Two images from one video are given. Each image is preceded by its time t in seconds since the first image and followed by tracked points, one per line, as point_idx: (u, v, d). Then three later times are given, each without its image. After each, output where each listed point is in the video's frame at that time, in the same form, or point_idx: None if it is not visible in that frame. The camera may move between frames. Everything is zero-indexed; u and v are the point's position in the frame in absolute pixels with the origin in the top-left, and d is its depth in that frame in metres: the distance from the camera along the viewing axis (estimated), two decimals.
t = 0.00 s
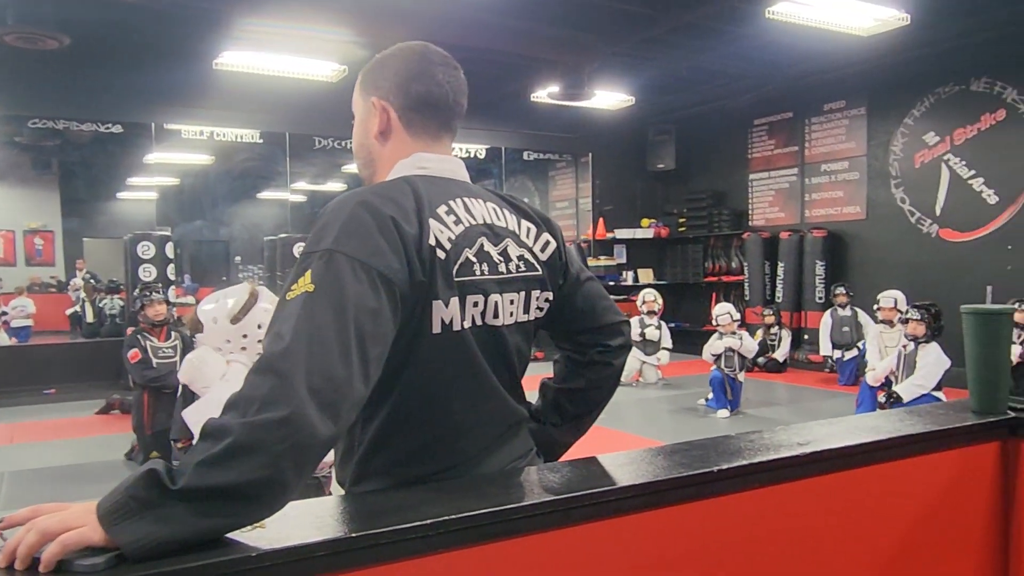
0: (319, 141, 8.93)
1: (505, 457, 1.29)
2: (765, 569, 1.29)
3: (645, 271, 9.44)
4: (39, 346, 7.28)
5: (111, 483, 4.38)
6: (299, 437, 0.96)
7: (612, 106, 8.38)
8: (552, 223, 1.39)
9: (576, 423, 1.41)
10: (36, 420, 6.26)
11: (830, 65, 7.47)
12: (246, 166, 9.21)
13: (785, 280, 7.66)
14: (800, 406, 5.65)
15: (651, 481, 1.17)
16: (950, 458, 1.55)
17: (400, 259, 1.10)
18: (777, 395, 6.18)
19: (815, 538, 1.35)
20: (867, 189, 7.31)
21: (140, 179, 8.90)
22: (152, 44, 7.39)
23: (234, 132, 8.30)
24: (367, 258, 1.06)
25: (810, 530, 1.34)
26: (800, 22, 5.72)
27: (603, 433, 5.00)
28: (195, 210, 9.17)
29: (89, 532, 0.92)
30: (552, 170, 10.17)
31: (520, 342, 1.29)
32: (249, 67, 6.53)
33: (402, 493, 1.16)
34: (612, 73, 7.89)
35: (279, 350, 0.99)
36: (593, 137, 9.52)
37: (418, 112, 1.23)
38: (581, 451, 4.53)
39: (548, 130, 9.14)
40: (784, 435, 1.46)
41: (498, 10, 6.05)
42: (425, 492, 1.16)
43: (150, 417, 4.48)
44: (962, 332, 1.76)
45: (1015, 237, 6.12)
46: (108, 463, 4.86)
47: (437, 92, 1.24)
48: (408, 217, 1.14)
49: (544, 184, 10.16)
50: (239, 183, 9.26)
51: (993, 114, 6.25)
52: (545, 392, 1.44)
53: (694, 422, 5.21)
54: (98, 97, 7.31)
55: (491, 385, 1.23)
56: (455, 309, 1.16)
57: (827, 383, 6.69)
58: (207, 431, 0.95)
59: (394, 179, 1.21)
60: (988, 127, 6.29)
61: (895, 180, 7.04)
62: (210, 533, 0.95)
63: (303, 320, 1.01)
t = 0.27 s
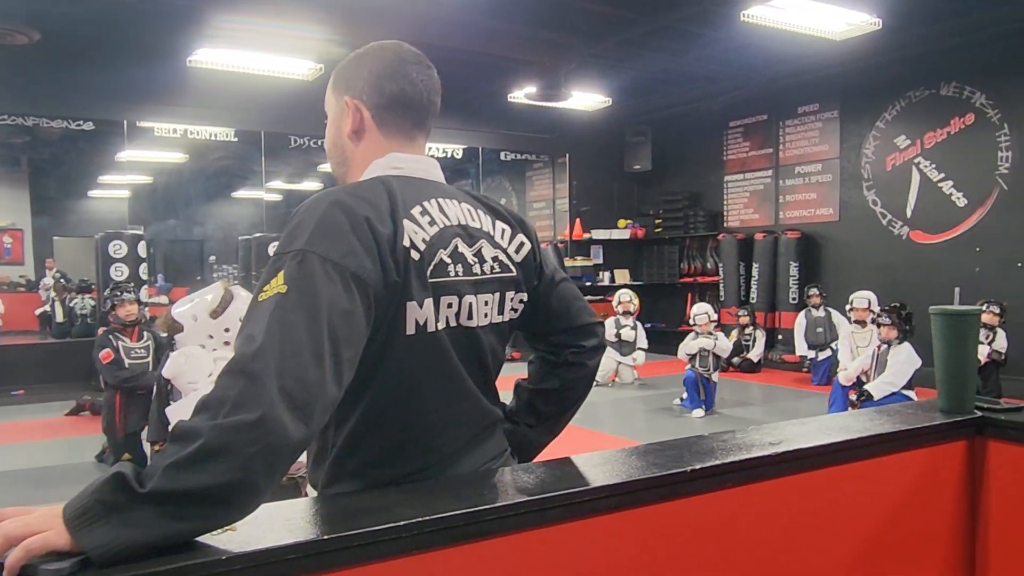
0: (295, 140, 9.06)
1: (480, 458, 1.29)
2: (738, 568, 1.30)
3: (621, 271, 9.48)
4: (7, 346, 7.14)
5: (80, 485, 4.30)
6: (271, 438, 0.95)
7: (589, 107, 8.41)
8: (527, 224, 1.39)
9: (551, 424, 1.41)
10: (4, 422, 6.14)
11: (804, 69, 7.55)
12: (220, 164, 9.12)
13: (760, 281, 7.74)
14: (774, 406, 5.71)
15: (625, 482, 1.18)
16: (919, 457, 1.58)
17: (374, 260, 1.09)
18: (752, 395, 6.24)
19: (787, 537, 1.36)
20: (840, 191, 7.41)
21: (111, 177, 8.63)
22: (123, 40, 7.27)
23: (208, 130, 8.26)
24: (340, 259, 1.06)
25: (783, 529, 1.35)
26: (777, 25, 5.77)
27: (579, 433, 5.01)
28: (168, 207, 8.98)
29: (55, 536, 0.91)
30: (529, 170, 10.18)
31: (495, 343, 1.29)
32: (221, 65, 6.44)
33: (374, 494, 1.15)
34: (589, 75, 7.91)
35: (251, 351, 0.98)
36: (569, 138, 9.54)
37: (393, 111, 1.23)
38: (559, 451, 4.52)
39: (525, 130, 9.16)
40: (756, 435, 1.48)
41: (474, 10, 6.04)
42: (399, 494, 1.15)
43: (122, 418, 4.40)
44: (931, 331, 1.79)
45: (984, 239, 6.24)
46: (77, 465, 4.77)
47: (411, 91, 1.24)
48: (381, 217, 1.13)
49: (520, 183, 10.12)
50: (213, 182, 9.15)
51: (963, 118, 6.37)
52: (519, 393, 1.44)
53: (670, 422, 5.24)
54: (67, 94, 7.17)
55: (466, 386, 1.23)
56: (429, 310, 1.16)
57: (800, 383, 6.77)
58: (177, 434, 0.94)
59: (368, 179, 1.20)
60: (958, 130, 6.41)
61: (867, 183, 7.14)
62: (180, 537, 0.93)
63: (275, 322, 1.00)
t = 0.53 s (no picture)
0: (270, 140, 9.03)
1: (452, 464, 1.28)
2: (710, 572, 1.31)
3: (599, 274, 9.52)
4: None
5: (49, 491, 4.22)
6: (240, 447, 0.94)
7: (566, 110, 8.43)
8: (501, 230, 1.39)
9: (524, 430, 1.41)
10: None
11: (778, 74, 7.64)
12: (195, 165, 9.03)
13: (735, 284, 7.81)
14: (749, 408, 5.77)
15: (598, 487, 1.18)
16: (887, 461, 1.61)
17: (345, 267, 1.09)
18: (727, 397, 6.29)
19: (759, 540, 1.37)
20: (814, 195, 7.50)
21: (84, 176, 8.58)
22: (95, 38, 7.16)
23: (183, 130, 8.19)
24: (311, 266, 1.05)
25: (754, 533, 1.37)
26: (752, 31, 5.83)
27: (555, 435, 5.03)
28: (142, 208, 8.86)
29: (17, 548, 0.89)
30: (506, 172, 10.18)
31: (467, 349, 1.28)
32: (200, 65, 6.40)
33: (346, 502, 1.14)
34: (566, 77, 7.93)
35: (220, 359, 0.97)
36: (547, 140, 9.56)
37: (365, 116, 1.23)
38: (538, 455, 4.49)
39: (503, 132, 9.17)
40: (727, 440, 1.49)
41: (451, 12, 6.03)
42: (370, 501, 1.15)
43: (92, 422, 4.33)
44: (899, 336, 1.82)
45: (953, 243, 6.35)
46: (47, 470, 4.69)
47: (385, 95, 1.24)
48: (353, 223, 1.12)
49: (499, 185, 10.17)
50: (187, 182, 9.05)
51: (934, 124, 6.48)
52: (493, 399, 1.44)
53: (646, 424, 5.27)
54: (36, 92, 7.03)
55: (439, 393, 1.22)
56: (401, 317, 1.15)
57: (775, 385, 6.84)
58: (144, 443, 0.93)
59: (341, 185, 1.19)
60: (929, 136, 6.52)
61: (841, 187, 7.24)
62: (147, 547, 0.92)
63: (245, 329, 0.99)
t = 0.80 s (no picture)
0: (249, 140, 9.02)
1: (432, 469, 1.28)
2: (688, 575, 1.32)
3: (578, 275, 9.57)
4: None
5: (22, 496, 4.16)
6: (218, 453, 0.93)
7: (546, 112, 8.46)
8: (481, 234, 1.39)
9: (504, 434, 1.42)
10: None
11: (755, 78, 7.72)
12: (172, 165, 8.95)
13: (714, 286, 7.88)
14: (727, 410, 5.82)
15: (577, 491, 1.19)
16: (862, 463, 1.63)
17: (324, 273, 1.08)
18: (705, 398, 6.34)
19: (735, 542, 1.39)
20: (791, 199, 7.59)
21: (58, 176, 8.24)
22: (69, 36, 7.06)
23: (161, 129, 8.10)
24: (291, 271, 1.04)
25: (732, 535, 1.38)
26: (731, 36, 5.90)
27: (534, 437, 5.04)
28: (117, 208, 8.65)
29: None
30: (487, 174, 10.20)
31: (447, 354, 1.28)
32: (181, 65, 6.36)
33: (325, 507, 1.14)
34: (546, 79, 7.96)
35: (198, 365, 0.96)
36: (527, 142, 9.59)
37: (345, 120, 1.22)
38: (521, 459, 4.45)
39: (483, 134, 9.18)
40: (705, 443, 1.51)
41: (431, 14, 6.03)
42: (350, 506, 1.14)
43: (66, 425, 4.27)
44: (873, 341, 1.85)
45: (927, 246, 6.45)
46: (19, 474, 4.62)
47: (365, 100, 1.24)
48: (332, 228, 1.12)
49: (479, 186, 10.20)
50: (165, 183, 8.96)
51: (908, 129, 6.58)
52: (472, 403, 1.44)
53: (626, 426, 5.30)
54: (8, 90, 6.91)
55: (419, 398, 1.22)
56: (381, 322, 1.15)
57: (753, 387, 6.91)
58: (120, 449, 0.92)
59: (320, 190, 1.19)
60: (903, 140, 6.62)
61: (817, 191, 7.33)
62: (123, 554, 0.91)
63: (223, 335, 0.98)
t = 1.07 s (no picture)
0: (225, 138, 8.64)
1: (406, 470, 1.27)
2: None
3: (556, 273, 9.60)
4: None
5: None
6: (188, 457, 0.92)
7: (524, 110, 8.45)
8: (455, 234, 1.38)
9: (478, 434, 1.41)
10: None
11: (731, 78, 7.78)
12: (145, 162, 8.84)
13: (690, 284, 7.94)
14: (704, 407, 5.86)
15: (553, 492, 1.19)
16: (833, 461, 1.65)
17: (296, 274, 1.07)
18: (682, 396, 6.38)
19: (709, 541, 1.40)
20: (765, 198, 7.66)
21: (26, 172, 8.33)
22: (38, 30, 6.93)
23: (133, 125, 7.88)
24: (262, 272, 1.03)
25: (705, 534, 1.39)
26: (708, 35, 5.92)
27: (512, 435, 5.04)
28: (87, 205, 8.80)
29: None
30: (464, 172, 10.19)
31: (421, 354, 1.27)
32: (155, 60, 6.26)
33: (297, 509, 1.13)
34: (524, 78, 7.96)
35: (167, 367, 0.94)
36: (505, 140, 9.58)
37: (317, 120, 1.21)
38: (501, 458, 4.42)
39: (461, 132, 9.16)
40: (679, 442, 1.51)
41: (408, 11, 6.00)
42: (322, 508, 1.13)
43: (36, 426, 4.19)
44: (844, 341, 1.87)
45: (900, 245, 6.55)
46: None
47: (337, 99, 1.22)
48: (305, 228, 1.11)
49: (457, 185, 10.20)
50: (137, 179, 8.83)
51: (881, 129, 6.67)
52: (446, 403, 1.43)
53: (603, 424, 5.31)
54: None
55: (393, 400, 1.21)
56: (354, 323, 1.14)
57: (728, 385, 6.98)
58: (87, 453, 0.90)
59: (292, 189, 1.18)
60: (876, 141, 6.70)
61: (792, 190, 7.40)
62: (89, 560, 0.89)
63: (193, 336, 0.96)
